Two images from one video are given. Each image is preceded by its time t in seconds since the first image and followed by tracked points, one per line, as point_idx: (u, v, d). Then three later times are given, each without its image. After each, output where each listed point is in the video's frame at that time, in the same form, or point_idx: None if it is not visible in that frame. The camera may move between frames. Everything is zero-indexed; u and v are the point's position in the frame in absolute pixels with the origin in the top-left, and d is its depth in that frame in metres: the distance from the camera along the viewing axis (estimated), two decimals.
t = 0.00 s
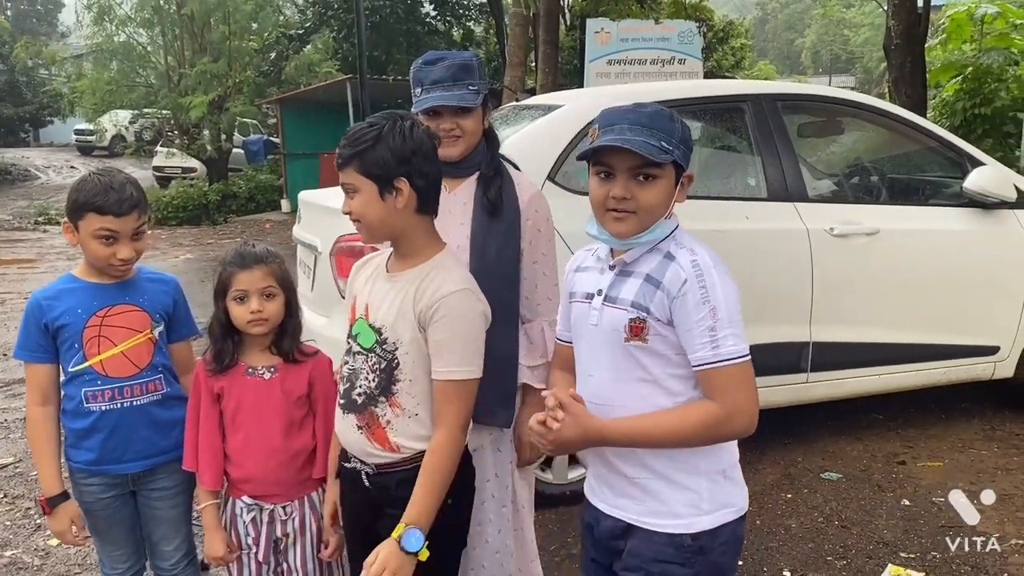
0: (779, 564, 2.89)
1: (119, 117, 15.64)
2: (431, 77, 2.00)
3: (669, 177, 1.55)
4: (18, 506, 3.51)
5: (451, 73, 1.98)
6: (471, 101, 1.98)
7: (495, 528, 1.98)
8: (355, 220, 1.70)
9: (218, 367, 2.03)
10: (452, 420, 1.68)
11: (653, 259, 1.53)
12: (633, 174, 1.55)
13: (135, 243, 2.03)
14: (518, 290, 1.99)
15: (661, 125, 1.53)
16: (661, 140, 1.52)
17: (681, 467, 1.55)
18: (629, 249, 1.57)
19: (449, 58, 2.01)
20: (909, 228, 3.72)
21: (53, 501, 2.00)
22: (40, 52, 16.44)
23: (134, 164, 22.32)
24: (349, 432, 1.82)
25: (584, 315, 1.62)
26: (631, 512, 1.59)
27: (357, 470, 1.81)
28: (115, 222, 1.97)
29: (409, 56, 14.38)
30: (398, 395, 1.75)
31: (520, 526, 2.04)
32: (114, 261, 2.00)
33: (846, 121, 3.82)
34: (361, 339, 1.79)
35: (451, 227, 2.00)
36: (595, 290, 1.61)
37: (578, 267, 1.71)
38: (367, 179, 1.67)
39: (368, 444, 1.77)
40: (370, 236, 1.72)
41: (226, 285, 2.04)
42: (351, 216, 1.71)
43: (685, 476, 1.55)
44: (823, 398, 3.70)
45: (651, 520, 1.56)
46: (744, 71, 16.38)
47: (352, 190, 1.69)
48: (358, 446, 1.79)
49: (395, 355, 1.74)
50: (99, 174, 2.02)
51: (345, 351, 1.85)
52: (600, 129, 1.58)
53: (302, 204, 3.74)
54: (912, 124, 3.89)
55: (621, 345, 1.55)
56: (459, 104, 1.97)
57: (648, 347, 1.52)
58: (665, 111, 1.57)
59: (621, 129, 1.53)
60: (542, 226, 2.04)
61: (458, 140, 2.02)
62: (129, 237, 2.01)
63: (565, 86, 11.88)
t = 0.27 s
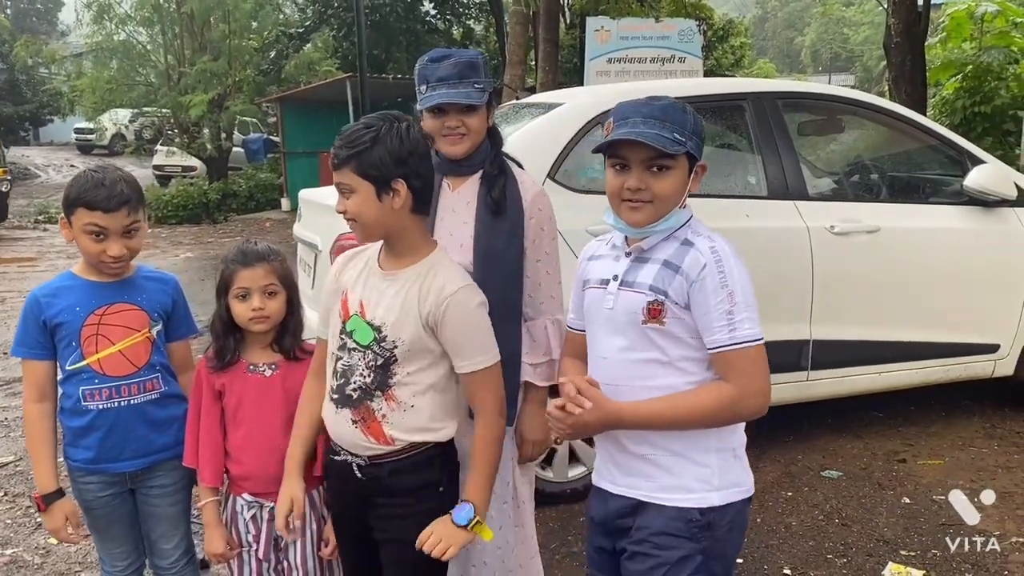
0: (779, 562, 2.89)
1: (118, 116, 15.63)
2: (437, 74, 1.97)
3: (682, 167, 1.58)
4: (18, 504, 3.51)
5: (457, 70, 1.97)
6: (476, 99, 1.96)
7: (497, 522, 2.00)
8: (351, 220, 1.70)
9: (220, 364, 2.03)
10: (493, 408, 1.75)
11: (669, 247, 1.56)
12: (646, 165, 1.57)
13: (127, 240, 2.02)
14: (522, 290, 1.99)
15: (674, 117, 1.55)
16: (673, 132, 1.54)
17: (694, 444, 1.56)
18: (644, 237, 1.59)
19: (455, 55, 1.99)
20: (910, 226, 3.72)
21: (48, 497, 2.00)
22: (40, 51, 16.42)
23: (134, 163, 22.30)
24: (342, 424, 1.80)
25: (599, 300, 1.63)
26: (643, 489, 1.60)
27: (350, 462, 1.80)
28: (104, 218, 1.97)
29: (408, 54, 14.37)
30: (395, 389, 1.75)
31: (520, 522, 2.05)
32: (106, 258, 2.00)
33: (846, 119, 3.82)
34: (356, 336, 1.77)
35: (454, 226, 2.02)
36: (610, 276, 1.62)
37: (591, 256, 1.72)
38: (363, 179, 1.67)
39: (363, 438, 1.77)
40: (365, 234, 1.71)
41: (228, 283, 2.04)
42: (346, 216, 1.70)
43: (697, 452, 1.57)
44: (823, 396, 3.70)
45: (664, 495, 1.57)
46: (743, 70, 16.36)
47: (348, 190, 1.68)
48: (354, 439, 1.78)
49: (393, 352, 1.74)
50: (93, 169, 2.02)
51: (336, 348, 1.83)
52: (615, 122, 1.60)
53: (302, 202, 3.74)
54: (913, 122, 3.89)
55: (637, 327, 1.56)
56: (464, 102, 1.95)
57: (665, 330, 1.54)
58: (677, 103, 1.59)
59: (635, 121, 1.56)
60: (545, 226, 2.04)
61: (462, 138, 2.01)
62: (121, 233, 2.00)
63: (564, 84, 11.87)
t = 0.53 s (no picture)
0: (782, 560, 2.89)
1: (119, 115, 15.63)
2: (441, 74, 1.97)
3: (695, 163, 1.58)
4: (21, 503, 3.51)
5: (462, 70, 1.96)
6: (479, 99, 1.96)
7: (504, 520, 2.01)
8: (352, 221, 1.70)
9: (227, 361, 2.03)
10: (493, 397, 1.80)
11: (685, 238, 1.56)
12: (659, 161, 1.57)
13: (129, 238, 2.01)
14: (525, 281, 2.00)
15: (687, 114, 1.55)
16: (687, 129, 1.54)
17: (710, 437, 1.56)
18: (657, 232, 1.59)
19: (460, 55, 1.98)
20: (912, 224, 3.72)
21: (52, 495, 2.01)
22: (41, 50, 16.42)
23: (135, 162, 22.30)
24: (346, 417, 1.78)
25: (613, 295, 1.62)
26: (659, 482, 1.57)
27: (349, 450, 1.79)
28: (105, 216, 1.97)
29: (410, 53, 14.37)
30: (405, 383, 1.76)
31: (527, 519, 2.07)
32: (107, 257, 1.99)
33: (849, 118, 3.82)
34: (366, 334, 1.77)
35: (459, 225, 2.03)
36: (625, 269, 1.61)
37: (599, 253, 1.72)
38: (368, 180, 1.67)
39: (372, 432, 1.76)
40: (365, 236, 1.71)
41: (234, 280, 2.04)
42: (347, 218, 1.71)
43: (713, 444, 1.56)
44: (826, 395, 3.70)
45: (683, 488, 1.55)
46: (744, 68, 16.35)
47: (351, 192, 1.68)
48: (360, 432, 1.77)
49: (406, 349, 1.75)
50: (95, 169, 2.02)
51: (341, 346, 1.81)
52: (628, 117, 1.59)
53: (304, 201, 3.74)
54: (915, 121, 3.89)
55: (656, 318, 1.55)
56: (468, 102, 1.95)
57: (684, 319, 1.53)
58: (691, 101, 1.59)
59: (649, 117, 1.55)
60: (548, 224, 2.04)
61: (466, 137, 2.01)
62: (122, 231, 1.99)
63: (565, 83, 11.87)
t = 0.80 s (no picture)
0: (782, 560, 2.89)
1: (120, 114, 15.64)
2: (439, 72, 1.97)
3: (692, 160, 1.59)
4: (22, 501, 3.52)
5: (459, 68, 1.96)
6: (478, 97, 1.96)
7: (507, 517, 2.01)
8: (353, 219, 1.70)
9: (228, 359, 2.04)
10: (478, 392, 1.85)
11: (687, 238, 1.56)
12: (656, 158, 1.58)
13: (128, 237, 2.01)
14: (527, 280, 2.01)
15: (684, 111, 1.56)
16: (684, 125, 1.54)
17: (719, 435, 1.56)
18: (658, 230, 1.59)
19: (457, 53, 1.98)
20: (912, 224, 3.72)
21: (52, 493, 2.02)
22: (42, 48, 16.42)
23: (137, 160, 22.30)
24: (357, 414, 1.79)
25: (614, 295, 1.61)
26: (670, 482, 1.57)
27: (359, 441, 1.79)
28: (103, 215, 1.97)
29: (411, 52, 14.36)
30: (413, 378, 1.78)
31: (530, 516, 2.05)
32: (106, 256, 2.00)
33: (850, 118, 3.82)
34: (371, 332, 1.77)
35: (459, 223, 2.03)
36: (625, 269, 1.60)
37: (595, 249, 1.70)
38: (370, 178, 1.68)
39: (382, 427, 1.78)
40: (366, 233, 1.72)
41: (235, 279, 2.05)
42: (349, 215, 1.71)
43: (721, 443, 1.56)
44: (826, 395, 3.71)
45: (695, 487, 1.55)
46: (745, 68, 16.34)
47: (353, 189, 1.68)
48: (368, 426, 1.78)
49: (413, 344, 1.77)
50: (96, 168, 2.03)
51: (345, 344, 1.81)
52: (624, 115, 1.59)
53: (305, 200, 3.74)
54: (916, 121, 3.88)
55: (663, 320, 1.55)
56: (466, 100, 1.95)
57: (690, 320, 1.53)
58: (687, 97, 1.60)
59: (646, 115, 1.56)
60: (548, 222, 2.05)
61: (464, 136, 2.01)
62: (120, 230, 1.99)
63: (565, 82, 11.87)
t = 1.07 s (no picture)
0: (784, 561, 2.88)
1: (122, 114, 15.64)
2: (439, 71, 2.01)
3: (701, 162, 1.57)
4: (23, 500, 3.52)
5: (460, 67, 2.00)
6: (478, 96, 2.00)
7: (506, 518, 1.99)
8: (365, 217, 1.70)
9: (228, 359, 2.04)
10: (493, 394, 1.79)
11: (699, 245, 1.54)
12: (665, 159, 1.56)
13: (125, 240, 2.01)
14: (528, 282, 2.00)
15: (694, 110, 1.54)
16: (693, 125, 1.53)
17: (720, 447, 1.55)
18: (667, 233, 1.57)
19: (458, 53, 2.02)
20: (914, 225, 3.72)
21: (53, 493, 2.02)
22: (44, 49, 16.43)
23: (139, 161, 22.31)
24: (377, 411, 1.79)
25: (620, 303, 1.59)
26: (669, 494, 1.57)
27: (381, 436, 1.79)
28: (99, 220, 1.96)
29: (413, 52, 14.36)
30: (431, 375, 1.78)
31: (529, 516, 2.03)
32: (104, 259, 2.00)
33: (852, 119, 3.82)
34: (384, 329, 1.78)
35: (461, 222, 2.01)
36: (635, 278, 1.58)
37: (600, 259, 1.67)
38: (381, 175, 1.68)
39: (403, 423, 1.78)
40: (377, 231, 1.71)
41: (235, 279, 2.05)
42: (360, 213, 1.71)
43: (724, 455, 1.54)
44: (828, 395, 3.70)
45: (694, 500, 1.55)
46: (747, 68, 16.32)
47: (364, 186, 1.68)
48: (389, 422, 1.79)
49: (425, 341, 1.76)
50: (95, 171, 2.01)
51: (361, 339, 1.83)
52: (633, 115, 1.58)
53: (306, 200, 3.74)
54: (918, 121, 3.88)
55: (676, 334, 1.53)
56: (467, 98, 1.99)
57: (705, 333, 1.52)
58: (696, 98, 1.59)
59: (655, 114, 1.54)
60: (550, 221, 2.04)
61: (465, 135, 2.03)
62: (117, 235, 1.99)
63: (567, 83, 11.88)
